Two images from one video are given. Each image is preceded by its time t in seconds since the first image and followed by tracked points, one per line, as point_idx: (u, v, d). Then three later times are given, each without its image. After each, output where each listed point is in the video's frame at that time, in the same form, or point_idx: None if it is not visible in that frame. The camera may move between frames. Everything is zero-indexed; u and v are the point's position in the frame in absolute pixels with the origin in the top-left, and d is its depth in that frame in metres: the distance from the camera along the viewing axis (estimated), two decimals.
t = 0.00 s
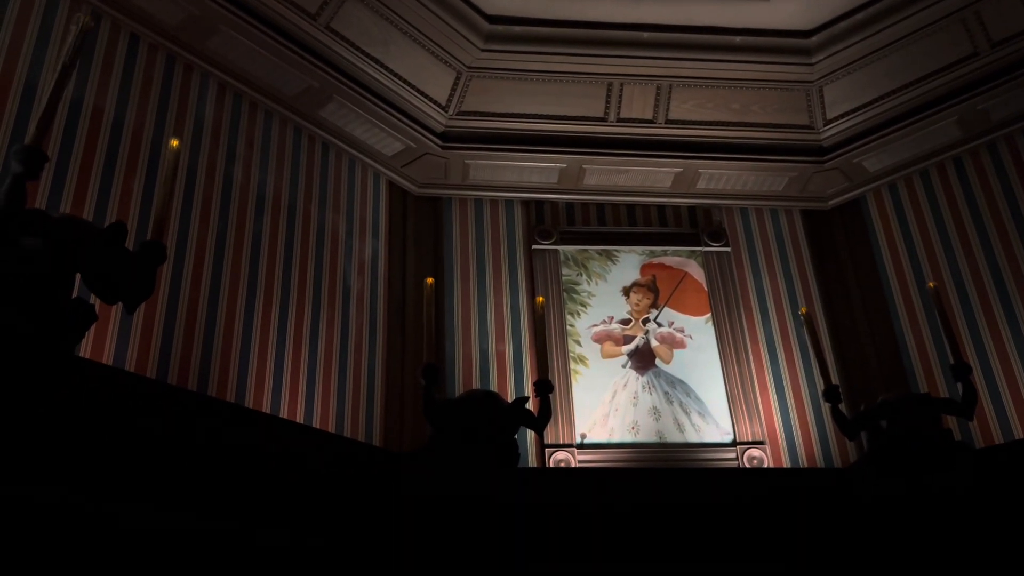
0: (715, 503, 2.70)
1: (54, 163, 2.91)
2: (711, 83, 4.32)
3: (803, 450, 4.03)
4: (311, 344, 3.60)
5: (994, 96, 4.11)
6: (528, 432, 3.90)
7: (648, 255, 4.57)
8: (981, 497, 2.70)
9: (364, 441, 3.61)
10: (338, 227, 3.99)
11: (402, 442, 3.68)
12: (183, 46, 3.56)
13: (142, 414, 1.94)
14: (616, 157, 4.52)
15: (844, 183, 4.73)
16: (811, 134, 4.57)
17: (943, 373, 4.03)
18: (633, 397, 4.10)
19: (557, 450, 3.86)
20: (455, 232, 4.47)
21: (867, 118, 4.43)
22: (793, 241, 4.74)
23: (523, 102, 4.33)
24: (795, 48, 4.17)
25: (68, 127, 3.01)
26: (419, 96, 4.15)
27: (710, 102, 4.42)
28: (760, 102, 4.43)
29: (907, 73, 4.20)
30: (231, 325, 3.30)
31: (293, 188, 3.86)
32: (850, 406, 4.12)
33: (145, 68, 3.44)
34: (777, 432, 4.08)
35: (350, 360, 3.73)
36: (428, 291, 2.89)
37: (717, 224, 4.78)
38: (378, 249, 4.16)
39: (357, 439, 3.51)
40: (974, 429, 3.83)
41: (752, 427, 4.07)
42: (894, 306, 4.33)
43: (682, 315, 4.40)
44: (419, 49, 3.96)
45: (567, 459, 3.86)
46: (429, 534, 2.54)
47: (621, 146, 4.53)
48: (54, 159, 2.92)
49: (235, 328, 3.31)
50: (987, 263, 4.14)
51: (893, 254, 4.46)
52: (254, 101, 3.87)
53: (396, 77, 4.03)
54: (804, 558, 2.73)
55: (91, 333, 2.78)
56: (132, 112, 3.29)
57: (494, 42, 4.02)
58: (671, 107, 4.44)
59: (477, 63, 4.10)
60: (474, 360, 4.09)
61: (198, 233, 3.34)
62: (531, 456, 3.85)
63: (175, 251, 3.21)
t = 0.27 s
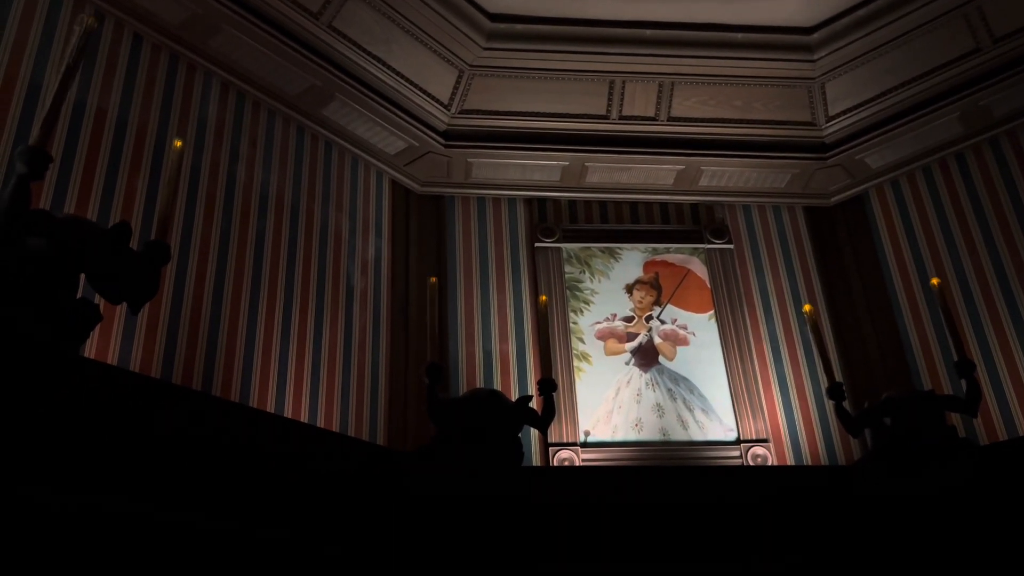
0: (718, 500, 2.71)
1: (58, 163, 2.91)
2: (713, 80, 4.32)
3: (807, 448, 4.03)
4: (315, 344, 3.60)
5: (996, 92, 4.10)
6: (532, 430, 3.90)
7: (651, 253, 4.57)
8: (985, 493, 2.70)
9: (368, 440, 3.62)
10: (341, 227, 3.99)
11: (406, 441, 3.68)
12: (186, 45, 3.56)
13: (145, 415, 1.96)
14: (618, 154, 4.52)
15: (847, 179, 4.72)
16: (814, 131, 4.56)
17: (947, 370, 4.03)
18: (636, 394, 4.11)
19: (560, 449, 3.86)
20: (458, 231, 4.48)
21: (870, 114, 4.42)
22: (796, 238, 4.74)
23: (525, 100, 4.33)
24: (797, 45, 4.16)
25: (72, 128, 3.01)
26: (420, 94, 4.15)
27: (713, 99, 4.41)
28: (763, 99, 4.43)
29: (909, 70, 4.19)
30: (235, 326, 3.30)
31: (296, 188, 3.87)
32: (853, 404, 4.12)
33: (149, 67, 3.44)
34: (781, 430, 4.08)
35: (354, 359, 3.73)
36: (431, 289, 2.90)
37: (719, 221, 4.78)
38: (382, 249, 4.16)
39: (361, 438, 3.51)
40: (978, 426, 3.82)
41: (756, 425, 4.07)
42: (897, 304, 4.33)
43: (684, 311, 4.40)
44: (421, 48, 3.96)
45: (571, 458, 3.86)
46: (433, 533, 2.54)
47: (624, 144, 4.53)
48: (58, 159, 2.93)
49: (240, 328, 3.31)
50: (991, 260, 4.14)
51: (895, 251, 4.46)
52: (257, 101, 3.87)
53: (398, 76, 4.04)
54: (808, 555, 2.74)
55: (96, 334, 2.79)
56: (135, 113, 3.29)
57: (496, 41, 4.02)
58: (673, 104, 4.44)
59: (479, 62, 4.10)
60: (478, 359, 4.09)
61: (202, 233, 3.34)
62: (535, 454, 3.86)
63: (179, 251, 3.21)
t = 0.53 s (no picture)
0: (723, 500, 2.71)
1: (64, 166, 2.92)
2: (716, 79, 4.32)
3: (813, 447, 4.03)
4: (320, 345, 3.61)
5: (999, 88, 4.08)
6: (536, 431, 3.90)
7: (655, 252, 4.57)
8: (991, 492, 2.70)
9: (373, 441, 3.62)
10: (345, 229, 4.00)
11: (411, 442, 3.69)
12: (190, 47, 3.57)
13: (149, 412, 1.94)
14: (621, 154, 4.52)
15: (850, 177, 4.72)
16: (817, 129, 4.56)
17: (952, 369, 4.02)
18: (641, 393, 4.11)
19: (565, 449, 3.86)
20: (462, 231, 4.48)
21: (873, 112, 4.41)
22: (800, 237, 4.74)
23: (528, 99, 4.33)
24: (800, 43, 4.16)
25: (78, 130, 3.02)
26: (424, 94, 4.15)
27: (716, 98, 4.41)
28: (766, 97, 4.42)
29: (913, 67, 4.18)
30: (240, 328, 3.31)
31: (300, 189, 3.88)
32: (858, 403, 4.12)
33: (153, 69, 3.45)
34: (786, 430, 4.07)
35: (359, 360, 3.74)
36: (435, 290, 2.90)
37: (723, 220, 4.78)
38: (386, 250, 4.17)
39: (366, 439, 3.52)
40: (984, 425, 3.81)
41: (761, 425, 4.07)
42: (902, 303, 4.32)
43: (688, 310, 4.41)
44: (424, 48, 3.96)
45: (576, 458, 3.86)
46: (439, 533, 2.55)
47: (627, 143, 4.53)
48: (64, 162, 2.93)
49: (245, 330, 3.32)
50: (995, 258, 4.13)
51: (900, 250, 4.45)
52: (261, 102, 3.88)
53: (402, 76, 4.04)
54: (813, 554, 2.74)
55: (102, 336, 2.80)
56: (140, 115, 3.30)
57: (499, 40, 4.02)
58: (676, 103, 4.44)
59: (482, 61, 4.10)
60: (482, 360, 4.10)
61: (207, 235, 3.35)
62: (540, 455, 3.86)
63: (184, 253, 3.22)
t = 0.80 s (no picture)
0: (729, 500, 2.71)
1: (71, 171, 2.94)
2: (720, 80, 4.32)
3: (818, 448, 4.02)
4: (325, 348, 3.62)
5: (1003, 88, 4.09)
6: (541, 433, 3.91)
7: (659, 252, 4.58)
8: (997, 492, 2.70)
9: (379, 443, 3.63)
10: (350, 232, 4.01)
11: (417, 444, 3.69)
12: (195, 50, 3.58)
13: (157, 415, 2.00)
14: (625, 154, 4.53)
15: (855, 177, 4.72)
16: (821, 130, 4.56)
17: (957, 370, 4.02)
18: (645, 393, 4.12)
19: (570, 451, 3.87)
20: (467, 233, 4.49)
21: (877, 112, 4.41)
22: (805, 238, 4.73)
23: (532, 101, 4.34)
24: (803, 43, 4.16)
25: (84, 135, 3.04)
26: (428, 96, 4.16)
27: (720, 98, 4.41)
28: (770, 98, 4.42)
29: (917, 67, 4.18)
30: (246, 331, 3.32)
31: (305, 192, 3.89)
32: (864, 404, 4.11)
33: (160, 73, 3.47)
34: (791, 431, 4.07)
35: (365, 362, 3.75)
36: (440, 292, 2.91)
37: (727, 220, 4.78)
38: (390, 253, 4.17)
39: (372, 442, 3.53)
40: (990, 426, 3.80)
41: (766, 426, 4.06)
42: (907, 304, 4.32)
43: (693, 311, 4.41)
44: (428, 50, 3.97)
45: (581, 460, 3.86)
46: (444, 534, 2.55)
47: (631, 144, 4.53)
48: (71, 167, 2.95)
49: (250, 333, 3.33)
50: (1000, 259, 4.12)
51: (905, 251, 4.44)
52: (266, 104, 3.89)
53: (406, 79, 4.05)
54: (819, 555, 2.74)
55: (109, 339, 2.81)
56: (146, 119, 3.31)
57: (503, 42, 4.02)
58: (680, 104, 4.44)
59: (486, 63, 4.11)
60: (487, 362, 4.10)
61: (213, 238, 3.37)
62: (545, 457, 3.86)
63: (191, 255, 3.23)
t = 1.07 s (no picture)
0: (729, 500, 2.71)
1: (72, 171, 2.94)
2: (720, 80, 4.32)
3: (818, 449, 4.03)
4: (326, 349, 3.62)
5: (1002, 88, 4.09)
6: (541, 434, 3.91)
7: (659, 252, 4.58)
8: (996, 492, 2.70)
9: (379, 444, 3.64)
10: (351, 233, 4.01)
11: (417, 445, 3.70)
12: (196, 49, 3.59)
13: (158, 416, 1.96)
14: (625, 154, 4.53)
15: (854, 178, 4.72)
16: (821, 129, 4.56)
17: (957, 370, 4.02)
18: (645, 393, 4.12)
19: (571, 452, 3.87)
20: (467, 233, 4.49)
21: (876, 113, 4.41)
22: (805, 238, 4.74)
23: (532, 101, 4.34)
24: (803, 44, 4.16)
25: (85, 136, 3.04)
26: (428, 96, 4.16)
27: (719, 98, 4.41)
28: (769, 98, 4.42)
29: (916, 67, 4.18)
30: (247, 332, 3.32)
31: (306, 192, 3.89)
32: (864, 405, 4.12)
33: (160, 73, 3.47)
34: (791, 432, 4.07)
35: (365, 362, 3.75)
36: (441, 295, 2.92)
37: (727, 220, 4.78)
38: (391, 253, 4.17)
39: (372, 442, 3.53)
40: (989, 426, 3.80)
41: (766, 427, 4.06)
42: (907, 305, 4.32)
43: (693, 311, 4.41)
44: (428, 50, 3.97)
45: (581, 461, 3.87)
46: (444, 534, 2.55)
47: (631, 144, 4.53)
48: (72, 168, 2.95)
49: (251, 334, 3.33)
50: (1000, 260, 4.12)
51: (904, 251, 4.45)
52: (267, 104, 3.90)
53: (406, 79, 4.05)
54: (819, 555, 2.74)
55: (110, 340, 2.82)
56: (147, 120, 3.31)
57: (503, 42, 4.02)
58: (680, 104, 4.44)
59: (486, 63, 4.11)
60: (487, 362, 4.11)
61: (213, 238, 3.37)
62: (546, 457, 3.86)
63: (191, 256, 3.24)
